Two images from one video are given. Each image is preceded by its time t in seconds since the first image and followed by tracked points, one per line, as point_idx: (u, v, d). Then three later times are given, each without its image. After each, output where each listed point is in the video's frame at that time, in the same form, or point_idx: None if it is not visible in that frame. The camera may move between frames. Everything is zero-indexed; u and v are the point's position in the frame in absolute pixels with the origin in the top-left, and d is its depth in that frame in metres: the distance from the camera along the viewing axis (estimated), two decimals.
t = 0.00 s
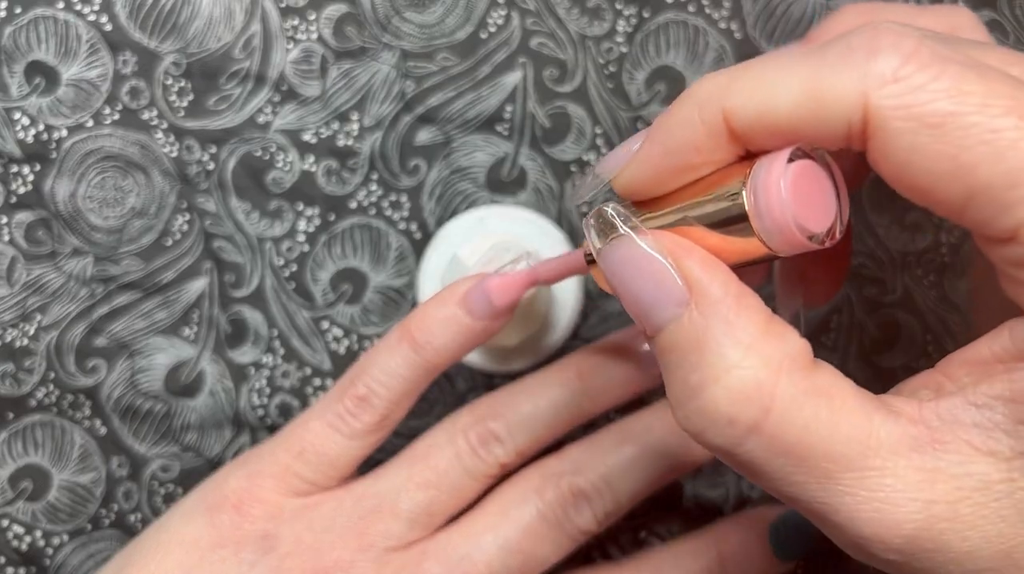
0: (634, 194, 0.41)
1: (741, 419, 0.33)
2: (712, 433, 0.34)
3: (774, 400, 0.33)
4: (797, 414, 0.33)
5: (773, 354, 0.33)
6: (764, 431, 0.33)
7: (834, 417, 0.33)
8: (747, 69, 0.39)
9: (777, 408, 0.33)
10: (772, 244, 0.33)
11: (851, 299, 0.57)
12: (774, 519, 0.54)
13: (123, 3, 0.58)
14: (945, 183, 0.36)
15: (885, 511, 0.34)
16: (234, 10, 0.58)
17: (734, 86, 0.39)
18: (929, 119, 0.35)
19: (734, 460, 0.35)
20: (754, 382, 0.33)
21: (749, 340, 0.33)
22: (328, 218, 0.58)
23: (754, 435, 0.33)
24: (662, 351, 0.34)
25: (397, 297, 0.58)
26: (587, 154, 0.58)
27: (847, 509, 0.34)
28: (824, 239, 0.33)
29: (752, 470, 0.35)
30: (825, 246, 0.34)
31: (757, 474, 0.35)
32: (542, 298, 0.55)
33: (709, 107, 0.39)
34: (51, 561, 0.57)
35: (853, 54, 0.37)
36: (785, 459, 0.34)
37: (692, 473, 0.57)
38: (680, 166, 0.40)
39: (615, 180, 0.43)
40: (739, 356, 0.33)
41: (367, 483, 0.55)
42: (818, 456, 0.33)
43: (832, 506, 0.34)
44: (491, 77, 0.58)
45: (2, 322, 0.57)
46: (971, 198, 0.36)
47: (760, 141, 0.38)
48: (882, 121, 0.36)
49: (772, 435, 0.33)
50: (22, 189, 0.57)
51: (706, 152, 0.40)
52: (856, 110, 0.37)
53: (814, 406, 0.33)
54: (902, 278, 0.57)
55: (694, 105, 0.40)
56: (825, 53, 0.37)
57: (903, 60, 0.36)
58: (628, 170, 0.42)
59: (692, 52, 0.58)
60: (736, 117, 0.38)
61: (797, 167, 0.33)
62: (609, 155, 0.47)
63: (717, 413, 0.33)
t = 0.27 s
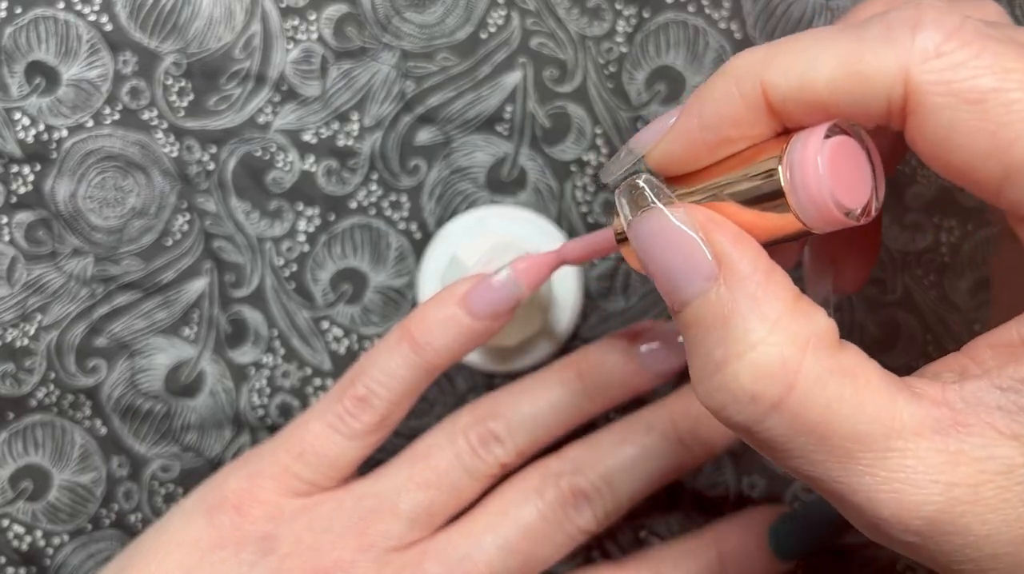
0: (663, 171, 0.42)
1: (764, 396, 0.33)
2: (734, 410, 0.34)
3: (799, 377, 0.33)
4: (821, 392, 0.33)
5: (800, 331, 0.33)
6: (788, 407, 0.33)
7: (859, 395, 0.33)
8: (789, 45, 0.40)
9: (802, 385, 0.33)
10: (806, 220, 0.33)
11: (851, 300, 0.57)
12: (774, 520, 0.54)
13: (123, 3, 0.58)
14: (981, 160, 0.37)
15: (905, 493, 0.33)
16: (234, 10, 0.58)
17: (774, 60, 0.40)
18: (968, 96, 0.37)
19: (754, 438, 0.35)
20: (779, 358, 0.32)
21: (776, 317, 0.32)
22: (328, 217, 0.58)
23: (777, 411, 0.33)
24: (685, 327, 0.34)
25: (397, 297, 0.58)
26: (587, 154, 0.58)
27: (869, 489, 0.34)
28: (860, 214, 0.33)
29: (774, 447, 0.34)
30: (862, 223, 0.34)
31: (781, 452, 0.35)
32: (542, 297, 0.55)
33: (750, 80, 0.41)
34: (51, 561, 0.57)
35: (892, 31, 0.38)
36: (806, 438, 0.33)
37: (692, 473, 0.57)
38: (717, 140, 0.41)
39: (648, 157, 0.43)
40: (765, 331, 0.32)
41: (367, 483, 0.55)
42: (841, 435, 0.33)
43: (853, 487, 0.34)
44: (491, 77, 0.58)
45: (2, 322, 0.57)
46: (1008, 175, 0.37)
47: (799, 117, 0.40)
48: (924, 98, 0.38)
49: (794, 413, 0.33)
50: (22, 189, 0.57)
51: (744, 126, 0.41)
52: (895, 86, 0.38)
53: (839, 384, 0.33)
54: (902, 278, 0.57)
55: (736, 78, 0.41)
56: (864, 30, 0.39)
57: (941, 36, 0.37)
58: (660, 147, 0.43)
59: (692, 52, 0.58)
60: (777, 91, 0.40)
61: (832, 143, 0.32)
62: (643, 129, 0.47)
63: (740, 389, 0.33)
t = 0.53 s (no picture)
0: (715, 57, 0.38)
1: (863, 311, 0.28)
2: (821, 328, 0.29)
3: (915, 268, 0.28)
4: (927, 308, 0.28)
5: (911, 218, 0.28)
6: (903, 305, 0.28)
7: (970, 304, 0.29)
8: None
9: (920, 275, 0.28)
10: (899, 118, 0.28)
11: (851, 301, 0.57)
12: (776, 519, 0.54)
13: (123, 3, 0.58)
14: None
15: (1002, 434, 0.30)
16: (234, 10, 0.58)
17: None
18: None
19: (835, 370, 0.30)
20: (896, 249, 0.27)
21: (883, 216, 0.27)
22: (329, 218, 0.58)
23: (893, 310, 0.28)
24: (773, 234, 0.28)
25: (398, 297, 0.58)
26: (587, 154, 0.58)
27: (980, 419, 0.30)
28: (955, 112, 0.28)
29: (882, 365, 0.29)
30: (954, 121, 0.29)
31: (883, 375, 0.29)
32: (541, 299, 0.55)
33: None
34: (52, 561, 0.57)
35: None
36: (901, 367, 0.29)
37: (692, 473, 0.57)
38: (782, 34, 0.38)
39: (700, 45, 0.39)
40: (871, 232, 0.27)
41: (369, 491, 0.55)
42: (943, 360, 0.29)
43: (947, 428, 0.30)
44: (491, 77, 0.58)
45: (2, 321, 0.57)
46: None
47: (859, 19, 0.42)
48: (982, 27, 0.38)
49: (894, 335, 0.28)
50: (22, 189, 0.57)
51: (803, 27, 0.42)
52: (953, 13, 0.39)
53: (946, 296, 0.28)
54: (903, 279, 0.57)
55: None
56: None
57: None
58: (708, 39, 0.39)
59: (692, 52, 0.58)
60: None
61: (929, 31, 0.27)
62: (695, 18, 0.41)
63: (855, 284, 0.28)
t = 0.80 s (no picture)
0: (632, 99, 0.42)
1: (756, 311, 0.32)
2: (722, 327, 0.33)
3: (794, 285, 0.32)
4: (805, 311, 0.32)
5: (788, 238, 0.32)
6: (783, 321, 0.32)
7: (840, 317, 0.33)
8: None
9: (797, 294, 0.32)
10: (762, 146, 0.31)
11: (849, 300, 0.57)
12: (775, 517, 0.54)
13: (125, 5, 0.58)
14: (921, 106, 0.39)
15: (875, 432, 0.34)
16: (236, 11, 0.59)
17: (731, 7, 0.44)
18: (915, 45, 0.39)
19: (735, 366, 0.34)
20: (776, 265, 0.32)
21: (763, 231, 0.31)
22: (330, 218, 0.58)
23: (774, 325, 0.32)
24: (669, 253, 0.32)
25: (398, 297, 0.58)
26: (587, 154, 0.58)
27: (848, 424, 0.34)
28: (816, 131, 0.30)
29: (765, 372, 0.34)
30: (819, 139, 0.31)
31: (763, 381, 0.34)
32: (542, 298, 0.55)
33: (704, 29, 0.44)
34: (53, 560, 0.57)
35: None
36: (792, 360, 0.33)
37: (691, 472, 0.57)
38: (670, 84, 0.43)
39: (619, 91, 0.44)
40: (754, 244, 0.31)
41: (371, 492, 0.55)
42: (825, 355, 0.33)
43: (830, 420, 0.34)
44: (491, 78, 0.59)
45: (4, 321, 0.57)
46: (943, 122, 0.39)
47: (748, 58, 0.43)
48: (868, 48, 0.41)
49: (783, 333, 0.33)
50: (24, 190, 0.57)
51: (701, 71, 0.44)
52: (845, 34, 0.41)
53: (820, 302, 0.33)
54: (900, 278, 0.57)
55: (699, 20, 0.44)
56: None
57: None
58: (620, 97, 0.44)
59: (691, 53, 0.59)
60: (730, 33, 0.43)
61: (772, 64, 0.30)
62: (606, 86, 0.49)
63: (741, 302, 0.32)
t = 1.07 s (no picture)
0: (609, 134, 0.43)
1: (724, 323, 0.33)
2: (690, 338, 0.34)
3: (759, 299, 0.34)
4: (772, 322, 0.34)
5: (753, 254, 0.34)
6: (748, 333, 0.34)
7: (806, 328, 0.35)
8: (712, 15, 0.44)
9: (761, 307, 0.34)
10: (730, 163, 0.32)
11: (851, 300, 0.57)
12: (776, 516, 0.54)
13: (123, 4, 0.58)
14: (885, 124, 0.39)
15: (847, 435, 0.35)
16: (234, 10, 0.58)
17: (701, 26, 0.44)
18: (877, 62, 0.39)
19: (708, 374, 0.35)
20: (741, 279, 0.33)
21: (729, 245, 0.33)
22: (329, 218, 0.58)
23: (740, 336, 0.34)
24: (638, 267, 0.33)
25: (398, 297, 0.58)
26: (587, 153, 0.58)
27: (817, 431, 0.35)
28: (779, 147, 0.32)
29: (733, 382, 0.35)
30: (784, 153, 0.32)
31: (731, 390, 0.35)
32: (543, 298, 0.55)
33: (673, 48, 0.44)
34: (51, 561, 0.56)
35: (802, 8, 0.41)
36: (761, 365, 0.34)
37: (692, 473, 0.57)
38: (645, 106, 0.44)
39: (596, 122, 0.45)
40: (720, 258, 0.33)
41: (371, 493, 0.54)
42: (794, 363, 0.34)
43: (799, 426, 0.35)
44: (491, 77, 0.58)
45: (2, 321, 0.57)
46: (907, 140, 0.38)
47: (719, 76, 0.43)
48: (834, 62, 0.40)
49: (751, 342, 0.34)
50: (22, 189, 0.57)
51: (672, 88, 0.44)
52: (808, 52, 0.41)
53: (786, 314, 0.34)
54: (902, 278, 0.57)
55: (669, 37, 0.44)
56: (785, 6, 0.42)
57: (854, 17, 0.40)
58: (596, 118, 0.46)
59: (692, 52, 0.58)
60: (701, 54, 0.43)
61: (737, 83, 0.31)
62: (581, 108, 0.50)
63: (707, 316, 0.33)
